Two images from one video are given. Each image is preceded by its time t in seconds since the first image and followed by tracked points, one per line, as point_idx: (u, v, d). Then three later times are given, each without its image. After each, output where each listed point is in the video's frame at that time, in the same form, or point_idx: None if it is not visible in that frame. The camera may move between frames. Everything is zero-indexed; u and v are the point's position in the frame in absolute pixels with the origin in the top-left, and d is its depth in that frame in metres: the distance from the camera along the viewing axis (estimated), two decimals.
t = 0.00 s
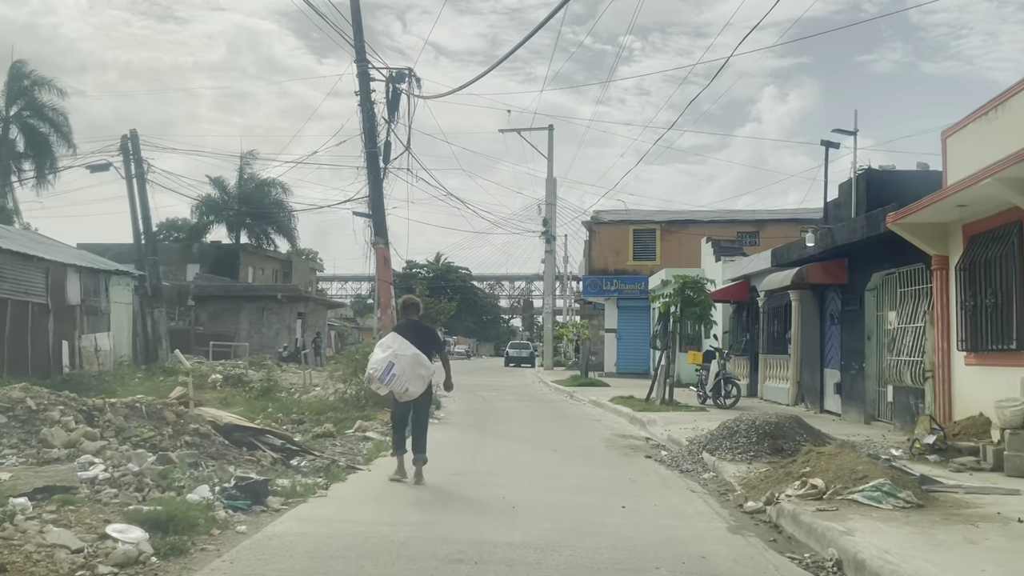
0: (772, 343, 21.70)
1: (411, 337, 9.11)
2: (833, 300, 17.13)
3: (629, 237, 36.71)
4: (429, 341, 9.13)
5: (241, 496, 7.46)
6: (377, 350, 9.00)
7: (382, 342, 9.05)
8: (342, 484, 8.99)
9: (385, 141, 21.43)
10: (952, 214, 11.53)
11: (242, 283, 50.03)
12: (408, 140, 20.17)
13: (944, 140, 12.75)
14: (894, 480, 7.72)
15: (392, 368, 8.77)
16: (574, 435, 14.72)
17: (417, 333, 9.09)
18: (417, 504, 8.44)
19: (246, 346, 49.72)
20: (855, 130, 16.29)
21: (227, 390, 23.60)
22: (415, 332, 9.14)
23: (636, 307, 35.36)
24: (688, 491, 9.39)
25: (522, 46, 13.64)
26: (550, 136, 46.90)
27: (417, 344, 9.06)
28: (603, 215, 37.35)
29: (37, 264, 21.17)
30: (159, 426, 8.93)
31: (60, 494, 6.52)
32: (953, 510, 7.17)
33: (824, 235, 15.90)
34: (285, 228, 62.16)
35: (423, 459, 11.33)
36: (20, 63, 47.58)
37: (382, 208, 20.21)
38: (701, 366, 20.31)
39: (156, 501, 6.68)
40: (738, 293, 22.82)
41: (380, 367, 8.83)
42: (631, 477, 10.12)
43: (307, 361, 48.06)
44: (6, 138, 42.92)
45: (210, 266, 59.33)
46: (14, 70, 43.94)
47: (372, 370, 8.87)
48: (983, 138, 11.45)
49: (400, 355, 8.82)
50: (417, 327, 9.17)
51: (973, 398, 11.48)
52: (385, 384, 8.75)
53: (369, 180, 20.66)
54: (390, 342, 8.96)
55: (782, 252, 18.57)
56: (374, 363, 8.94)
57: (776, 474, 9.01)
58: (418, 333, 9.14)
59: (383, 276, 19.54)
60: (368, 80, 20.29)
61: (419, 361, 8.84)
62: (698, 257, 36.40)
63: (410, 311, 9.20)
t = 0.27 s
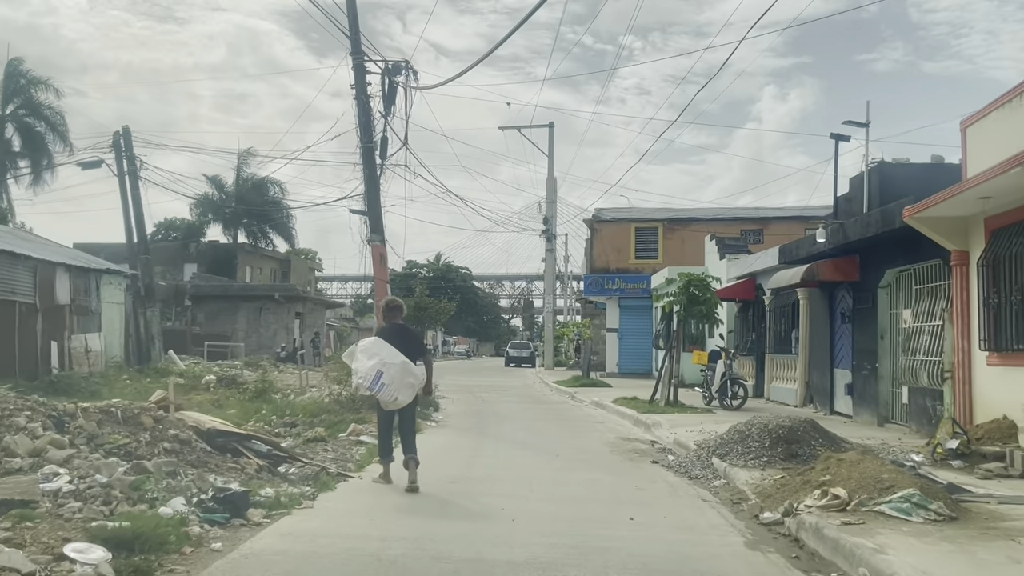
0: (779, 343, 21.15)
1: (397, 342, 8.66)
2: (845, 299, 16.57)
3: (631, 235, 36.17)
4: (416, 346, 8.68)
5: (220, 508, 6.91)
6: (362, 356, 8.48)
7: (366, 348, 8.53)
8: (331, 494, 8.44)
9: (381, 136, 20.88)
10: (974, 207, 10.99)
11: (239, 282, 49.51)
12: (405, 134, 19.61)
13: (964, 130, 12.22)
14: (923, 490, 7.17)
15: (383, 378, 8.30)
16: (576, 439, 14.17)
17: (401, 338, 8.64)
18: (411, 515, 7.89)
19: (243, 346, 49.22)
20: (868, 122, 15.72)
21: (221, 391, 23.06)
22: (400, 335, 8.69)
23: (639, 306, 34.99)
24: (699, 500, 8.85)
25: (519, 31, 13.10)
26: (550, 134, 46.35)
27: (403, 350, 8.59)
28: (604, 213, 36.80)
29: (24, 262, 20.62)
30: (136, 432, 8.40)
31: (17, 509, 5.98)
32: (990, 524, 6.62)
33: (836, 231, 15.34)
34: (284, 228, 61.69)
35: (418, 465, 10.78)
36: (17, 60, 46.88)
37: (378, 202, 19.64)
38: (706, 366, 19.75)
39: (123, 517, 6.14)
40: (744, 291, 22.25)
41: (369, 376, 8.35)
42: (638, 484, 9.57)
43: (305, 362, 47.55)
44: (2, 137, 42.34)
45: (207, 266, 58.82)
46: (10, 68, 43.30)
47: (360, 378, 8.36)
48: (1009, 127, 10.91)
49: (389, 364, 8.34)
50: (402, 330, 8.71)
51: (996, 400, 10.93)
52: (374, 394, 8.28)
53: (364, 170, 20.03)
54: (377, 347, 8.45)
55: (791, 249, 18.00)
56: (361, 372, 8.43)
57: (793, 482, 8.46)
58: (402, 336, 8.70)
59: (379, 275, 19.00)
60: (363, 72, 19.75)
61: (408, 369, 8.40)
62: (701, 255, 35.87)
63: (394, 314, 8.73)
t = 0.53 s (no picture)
0: (787, 342, 20.61)
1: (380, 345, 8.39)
2: (856, 297, 16.02)
3: (634, 234, 35.64)
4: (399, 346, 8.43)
5: (194, 522, 6.34)
6: (342, 354, 8.07)
7: (346, 346, 8.15)
8: (318, 505, 7.90)
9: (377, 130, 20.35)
10: (998, 199, 10.44)
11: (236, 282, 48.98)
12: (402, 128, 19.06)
13: (985, 119, 11.66)
14: (957, 501, 6.63)
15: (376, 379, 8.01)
16: (579, 442, 13.60)
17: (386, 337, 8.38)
18: (404, 527, 7.34)
19: (241, 346, 48.72)
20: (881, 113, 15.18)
21: (213, 393, 22.50)
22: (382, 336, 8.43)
23: (639, 305, 34.49)
24: (711, 509, 8.30)
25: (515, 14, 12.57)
26: (551, 130, 45.80)
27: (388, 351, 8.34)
28: (606, 211, 36.25)
29: (12, 261, 20.06)
30: (110, 439, 7.86)
31: None
32: None
33: (847, 226, 14.80)
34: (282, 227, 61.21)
35: (412, 471, 10.23)
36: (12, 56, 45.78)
37: (374, 196, 19.09)
38: (711, 367, 19.17)
39: (83, 535, 5.60)
40: (749, 289, 21.70)
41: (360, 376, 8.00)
42: (645, 493, 9.03)
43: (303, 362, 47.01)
44: None
45: (205, 265, 58.28)
46: (6, 64, 42.22)
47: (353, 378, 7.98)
48: None
49: (375, 363, 8.00)
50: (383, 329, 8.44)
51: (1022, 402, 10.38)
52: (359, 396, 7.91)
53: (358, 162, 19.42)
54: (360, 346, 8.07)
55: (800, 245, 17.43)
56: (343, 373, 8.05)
57: (812, 491, 7.92)
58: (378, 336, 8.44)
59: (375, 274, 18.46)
60: (359, 65, 19.21)
61: (394, 369, 8.05)
62: (703, 253, 35.32)
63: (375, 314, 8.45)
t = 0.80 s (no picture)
0: (794, 342, 20.08)
1: (363, 351, 8.20)
2: (867, 295, 15.48)
3: (636, 232, 35.10)
4: (380, 352, 8.23)
5: (164, 539, 5.81)
6: (318, 376, 7.83)
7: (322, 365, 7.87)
8: (304, 517, 7.36)
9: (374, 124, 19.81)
10: None
11: (233, 281, 48.46)
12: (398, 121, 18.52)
13: (1007, 108, 11.12)
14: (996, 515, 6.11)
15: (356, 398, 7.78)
16: (582, 446, 13.06)
17: (371, 345, 8.22)
18: (395, 541, 6.80)
19: (238, 346, 48.23)
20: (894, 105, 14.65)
21: (206, 394, 21.97)
22: (366, 341, 8.22)
23: (642, 304, 33.98)
24: (725, 521, 7.76)
25: None
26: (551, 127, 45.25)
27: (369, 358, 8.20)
28: (607, 208, 35.72)
29: None
30: (79, 447, 7.34)
31: None
32: None
33: (860, 221, 14.26)
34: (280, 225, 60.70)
35: (406, 478, 9.68)
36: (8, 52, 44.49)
37: (369, 191, 18.54)
38: (716, 368, 18.62)
39: (36, 556, 5.07)
40: (755, 288, 21.16)
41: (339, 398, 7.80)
42: (653, 503, 8.49)
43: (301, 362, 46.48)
44: None
45: (202, 264, 57.74)
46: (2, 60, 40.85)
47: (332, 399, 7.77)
48: None
49: (350, 386, 7.74)
50: (366, 335, 8.22)
51: None
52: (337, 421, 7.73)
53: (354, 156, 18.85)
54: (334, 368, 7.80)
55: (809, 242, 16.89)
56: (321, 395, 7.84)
57: (833, 501, 7.38)
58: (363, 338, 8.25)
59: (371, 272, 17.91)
60: (354, 57, 18.66)
61: (370, 389, 7.77)
62: (706, 251, 34.79)
63: (358, 318, 8.14)
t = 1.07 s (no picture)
0: (801, 341, 19.55)
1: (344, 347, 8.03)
2: (880, 293, 14.93)
3: (637, 230, 34.52)
4: (361, 354, 8.14)
5: (125, 559, 5.28)
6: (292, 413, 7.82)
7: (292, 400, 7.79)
8: (286, 530, 6.83)
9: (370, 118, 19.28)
10: None
11: (230, 280, 47.92)
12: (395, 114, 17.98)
13: None
14: None
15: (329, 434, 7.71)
16: (584, 450, 12.50)
17: (351, 346, 8.06)
18: (386, 556, 6.26)
19: (235, 346, 47.69)
20: (908, 95, 14.13)
21: (198, 395, 21.42)
22: (348, 340, 8.07)
23: (643, 303, 33.54)
24: (741, 533, 7.22)
25: None
26: (550, 124, 44.70)
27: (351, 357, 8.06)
28: (608, 207, 35.18)
29: None
30: (40, 458, 6.82)
31: None
32: None
33: (874, 216, 13.72)
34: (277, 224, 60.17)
35: (399, 486, 9.14)
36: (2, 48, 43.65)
37: (365, 186, 18.00)
38: (722, 368, 18.08)
39: None
40: (761, 286, 20.63)
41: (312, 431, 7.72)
42: (662, 513, 7.96)
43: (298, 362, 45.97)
44: None
45: (198, 263, 57.21)
46: None
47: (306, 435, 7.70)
48: None
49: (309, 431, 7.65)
50: (348, 333, 8.12)
51: None
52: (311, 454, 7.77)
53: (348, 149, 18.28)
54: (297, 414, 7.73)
55: (819, 239, 16.37)
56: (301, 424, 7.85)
57: (857, 514, 6.84)
58: (350, 332, 8.14)
59: (367, 269, 17.37)
60: (348, 48, 18.13)
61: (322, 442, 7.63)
62: (708, 250, 34.24)
63: (338, 318, 8.15)
